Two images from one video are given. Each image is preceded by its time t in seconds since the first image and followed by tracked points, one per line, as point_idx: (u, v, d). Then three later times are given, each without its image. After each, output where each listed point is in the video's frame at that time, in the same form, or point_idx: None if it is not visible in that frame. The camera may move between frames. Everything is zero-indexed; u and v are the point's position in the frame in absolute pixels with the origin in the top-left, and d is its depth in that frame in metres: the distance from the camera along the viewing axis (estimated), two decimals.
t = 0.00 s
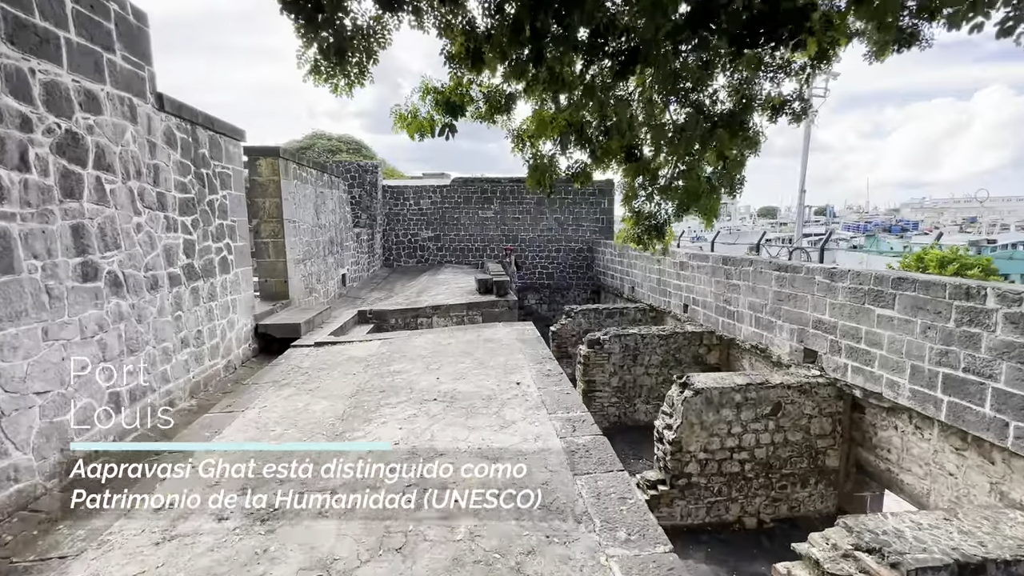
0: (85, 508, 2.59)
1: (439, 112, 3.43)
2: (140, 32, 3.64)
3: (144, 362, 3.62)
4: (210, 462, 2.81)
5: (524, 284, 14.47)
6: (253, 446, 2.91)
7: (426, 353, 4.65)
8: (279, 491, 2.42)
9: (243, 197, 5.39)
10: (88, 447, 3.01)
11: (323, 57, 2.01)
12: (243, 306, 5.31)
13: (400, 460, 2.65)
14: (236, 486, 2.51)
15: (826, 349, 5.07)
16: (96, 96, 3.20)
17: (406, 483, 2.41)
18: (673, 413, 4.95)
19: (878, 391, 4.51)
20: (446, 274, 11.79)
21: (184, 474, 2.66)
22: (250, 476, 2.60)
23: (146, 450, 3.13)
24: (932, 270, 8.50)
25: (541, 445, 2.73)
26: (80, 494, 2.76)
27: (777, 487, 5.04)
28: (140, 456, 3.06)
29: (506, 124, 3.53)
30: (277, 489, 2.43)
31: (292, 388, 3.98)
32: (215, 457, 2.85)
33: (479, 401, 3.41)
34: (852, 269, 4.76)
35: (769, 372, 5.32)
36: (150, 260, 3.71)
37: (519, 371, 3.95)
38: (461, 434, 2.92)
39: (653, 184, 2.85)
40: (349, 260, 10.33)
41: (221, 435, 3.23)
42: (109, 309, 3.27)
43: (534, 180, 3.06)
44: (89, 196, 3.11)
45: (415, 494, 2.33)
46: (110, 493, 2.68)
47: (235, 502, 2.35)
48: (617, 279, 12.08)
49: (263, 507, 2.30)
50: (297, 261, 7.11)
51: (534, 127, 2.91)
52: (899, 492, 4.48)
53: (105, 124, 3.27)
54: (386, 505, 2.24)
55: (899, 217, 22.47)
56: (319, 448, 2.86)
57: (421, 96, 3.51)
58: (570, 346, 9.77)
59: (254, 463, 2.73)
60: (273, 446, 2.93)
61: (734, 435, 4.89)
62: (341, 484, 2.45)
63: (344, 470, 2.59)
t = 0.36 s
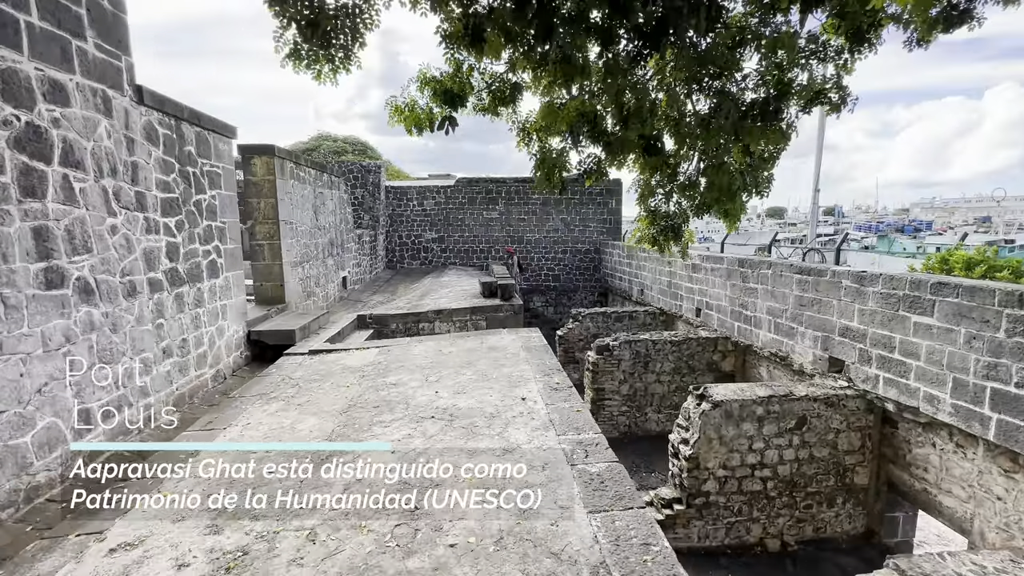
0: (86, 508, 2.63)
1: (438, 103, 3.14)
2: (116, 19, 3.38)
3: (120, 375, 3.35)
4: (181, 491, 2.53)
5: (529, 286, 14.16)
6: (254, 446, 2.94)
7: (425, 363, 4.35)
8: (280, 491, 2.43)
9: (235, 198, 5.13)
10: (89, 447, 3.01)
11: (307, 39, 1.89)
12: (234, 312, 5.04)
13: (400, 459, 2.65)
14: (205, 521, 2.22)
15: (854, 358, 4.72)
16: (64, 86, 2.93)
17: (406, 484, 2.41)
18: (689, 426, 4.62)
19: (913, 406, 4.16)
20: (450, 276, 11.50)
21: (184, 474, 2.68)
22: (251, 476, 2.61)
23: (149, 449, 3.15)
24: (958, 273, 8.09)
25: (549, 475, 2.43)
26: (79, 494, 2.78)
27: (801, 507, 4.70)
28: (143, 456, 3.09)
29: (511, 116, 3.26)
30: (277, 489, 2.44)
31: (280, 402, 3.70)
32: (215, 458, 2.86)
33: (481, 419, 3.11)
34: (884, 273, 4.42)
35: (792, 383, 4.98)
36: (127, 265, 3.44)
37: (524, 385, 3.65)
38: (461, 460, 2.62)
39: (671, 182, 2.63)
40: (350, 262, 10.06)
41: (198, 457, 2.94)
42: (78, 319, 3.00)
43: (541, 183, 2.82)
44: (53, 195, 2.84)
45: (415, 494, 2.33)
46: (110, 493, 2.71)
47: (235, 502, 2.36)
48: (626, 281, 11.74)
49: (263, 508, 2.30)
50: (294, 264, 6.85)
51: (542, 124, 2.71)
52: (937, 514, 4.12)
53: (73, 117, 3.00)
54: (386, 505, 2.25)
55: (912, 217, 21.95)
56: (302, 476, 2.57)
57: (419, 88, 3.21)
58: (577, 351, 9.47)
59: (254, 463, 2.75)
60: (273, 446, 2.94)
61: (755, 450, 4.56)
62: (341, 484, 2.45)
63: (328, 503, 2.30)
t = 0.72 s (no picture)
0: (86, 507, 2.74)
1: (431, 91, 2.83)
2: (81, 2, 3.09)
3: (87, 390, 3.08)
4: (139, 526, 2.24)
5: (535, 287, 13.82)
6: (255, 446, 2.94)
7: (422, 374, 4.06)
8: (280, 491, 2.43)
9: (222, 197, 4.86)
10: (87, 447, 3.01)
11: (273, 16, 1.59)
12: (221, 318, 4.77)
13: (393, 479, 2.46)
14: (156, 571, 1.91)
15: (886, 368, 4.36)
16: (18, 73, 2.65)
17: (405, 484, 2.41)
18: (706, 442, 4.28)
19: (955, 422, 3.80)
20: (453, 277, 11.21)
21: (184, 473, 2.67)
22: (251, 476, 2.62)
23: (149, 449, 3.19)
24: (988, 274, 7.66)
25: (555, 514, 2.12)
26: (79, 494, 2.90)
27: (828, 530, 4.35)
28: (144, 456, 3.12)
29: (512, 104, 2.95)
30: (278, 489, 2.45)
31: (263, 418, 3.41)
32: (216, 458, 2.87)
33: (479, 442, 2.80)
34: (921, 276, 4.05)
35: (817, 394, 4.62)
36: (95, 270, 3.16)
37: (528, 400, 3.34)
38: (455, 493, 2.32)
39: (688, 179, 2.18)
40: (350, 263, 9.79)
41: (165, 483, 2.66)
42: (36, 331, 2.72)
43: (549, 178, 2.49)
44: (5, 194, 2.56)
45: (415, 495, 2.32)
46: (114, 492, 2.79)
47: (235, 502, 2.37)
48: (634, 282, 11.40)
49: (263, 508, 2.31)
50: (289, 266, 6.58)
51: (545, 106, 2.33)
52: (981, 541, 3.75)
53: (29, 108, 2.72)
54: (385, 505, 2.25)
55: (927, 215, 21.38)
56: (276, 510, 2.28)
57: (411, 74, 2.88)
58: (584, 355, 9.15)
59: (255, 463, 2.75)
60: (272, 447, 2.94)
61: (778, 468, 4.22)
62: (341, 484, 2.46)
63: (300, 546, 2.00)
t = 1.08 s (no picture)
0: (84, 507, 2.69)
1: (425, 69, 2.52)
2: None
3: (53, 402, 2.81)
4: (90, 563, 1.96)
5: (541, 286, 13.49)
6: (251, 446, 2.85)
7: (420, 381, 3.76)
8: (279, 491, 2.36)
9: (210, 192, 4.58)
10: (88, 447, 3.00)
11: None
12: (208, 320, 4.49)
13: (380, 507, 2.17)
14: None
15: (925, 377, 3.99)
16: None
17: (405, 484, 2.34)
18: (727, 456, 3.95)
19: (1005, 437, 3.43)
20: (457, 275, 10.91)
21: (178, 477, 2.56)
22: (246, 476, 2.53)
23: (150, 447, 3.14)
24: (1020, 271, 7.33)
25: (566, 557, 1.81)
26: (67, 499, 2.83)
27: (860, 551, 4.01)
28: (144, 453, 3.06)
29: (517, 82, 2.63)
30: (277, 489, 2.37)
31: (245, 431, 3.13)
32: (204, 466, 2.69)
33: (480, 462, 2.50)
34: (967, 276, 3.67)
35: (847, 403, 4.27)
36: (60, 271, 2.89)
37: (534, 413, 3.03)
38: (450, 526, 2.02)
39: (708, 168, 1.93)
40: (351, 262, 9.52)
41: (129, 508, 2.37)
42: None
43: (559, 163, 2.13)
44: None
45: (415, 494, 2.26)
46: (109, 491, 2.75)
47: (235, 502, 2.30)
48: (644, 280, 11.04)
49: (262, 508, 2.25)
50: (285, 265, 6.31)
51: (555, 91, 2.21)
52: None
53: None
54: (385, 506, 2.18)
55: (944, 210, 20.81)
56: (245, 545, 1.99)
57: (403, 50, 2.57)
58: (592, 356, 8.83)
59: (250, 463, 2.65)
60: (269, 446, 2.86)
61: (807, 484, 3.88)
62: (329, 508, 2.20)
63: None
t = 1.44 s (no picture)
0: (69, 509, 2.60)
1: (422, 47, 2.21)
2: None
3: (9, 422, 2.53)
4: None
5: (547, 285, 13.14)
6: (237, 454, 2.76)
7: (418, 395, 3.45)
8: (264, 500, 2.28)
9: (196, 189, 4.29)
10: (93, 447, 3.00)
11: None
12: (194, 326, 4.21)
13: (366, 552, 1.87)
14: None
15: (972, 391, 3.62)
16: None
17: (393, 493, 2.24)
18: (753, 476, 3.62)
19: None
20: (461, 275, 10.61)
21: (141, 511, 2.26)
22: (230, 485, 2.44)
23: (148, 448, 3.07)
24: None
25: None
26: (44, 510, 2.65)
27: None
28: (143, 453, 2.99)
29: (526, 63, 2.32)
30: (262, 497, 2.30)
31: (223, 452, 2.83)
32: (171, 497, 2.39)
33: (482, 495, 2.19)
34: None
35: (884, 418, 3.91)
36: (18, 276, 2.60)
37: (543, 435, 2.71)
38: None
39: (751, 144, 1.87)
40: (352, 261, 9.24)
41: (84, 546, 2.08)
42: None
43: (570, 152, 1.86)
44: None
45: (402, 503, 2.17)
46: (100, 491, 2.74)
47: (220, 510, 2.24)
48: (654, 280, 10.69)
49: (247, 515, 2.18)
50: (280, 265, 6.02)
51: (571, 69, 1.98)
52: None
53: None
54: (370, 515, 2.10)
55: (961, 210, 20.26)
56: None
57: (396, 27, 2.25)
58: (601, 360, 8.50)
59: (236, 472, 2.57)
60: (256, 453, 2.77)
61: (842, 508, 3.55)
62: (304, 553, 1.89)
63: None
